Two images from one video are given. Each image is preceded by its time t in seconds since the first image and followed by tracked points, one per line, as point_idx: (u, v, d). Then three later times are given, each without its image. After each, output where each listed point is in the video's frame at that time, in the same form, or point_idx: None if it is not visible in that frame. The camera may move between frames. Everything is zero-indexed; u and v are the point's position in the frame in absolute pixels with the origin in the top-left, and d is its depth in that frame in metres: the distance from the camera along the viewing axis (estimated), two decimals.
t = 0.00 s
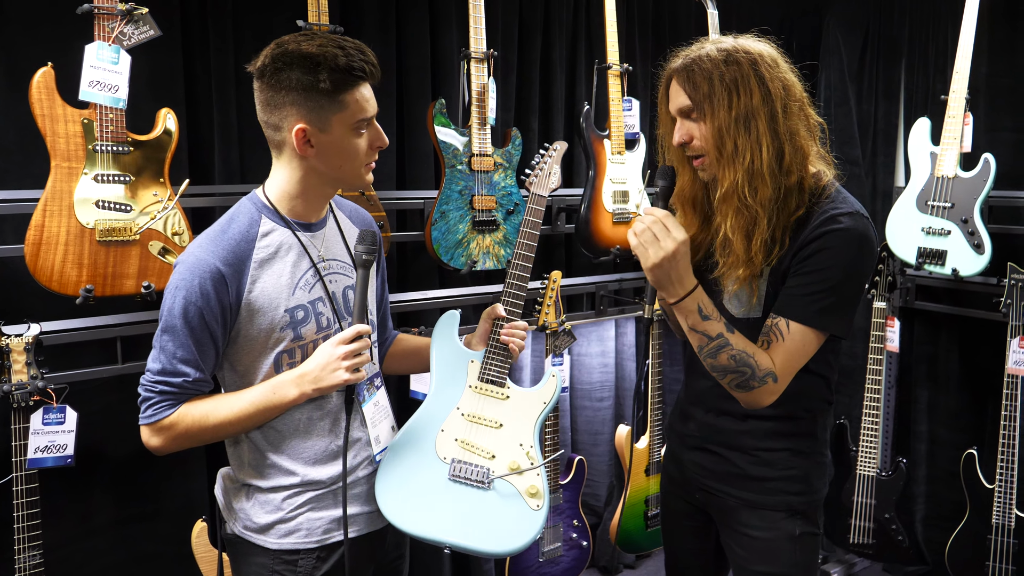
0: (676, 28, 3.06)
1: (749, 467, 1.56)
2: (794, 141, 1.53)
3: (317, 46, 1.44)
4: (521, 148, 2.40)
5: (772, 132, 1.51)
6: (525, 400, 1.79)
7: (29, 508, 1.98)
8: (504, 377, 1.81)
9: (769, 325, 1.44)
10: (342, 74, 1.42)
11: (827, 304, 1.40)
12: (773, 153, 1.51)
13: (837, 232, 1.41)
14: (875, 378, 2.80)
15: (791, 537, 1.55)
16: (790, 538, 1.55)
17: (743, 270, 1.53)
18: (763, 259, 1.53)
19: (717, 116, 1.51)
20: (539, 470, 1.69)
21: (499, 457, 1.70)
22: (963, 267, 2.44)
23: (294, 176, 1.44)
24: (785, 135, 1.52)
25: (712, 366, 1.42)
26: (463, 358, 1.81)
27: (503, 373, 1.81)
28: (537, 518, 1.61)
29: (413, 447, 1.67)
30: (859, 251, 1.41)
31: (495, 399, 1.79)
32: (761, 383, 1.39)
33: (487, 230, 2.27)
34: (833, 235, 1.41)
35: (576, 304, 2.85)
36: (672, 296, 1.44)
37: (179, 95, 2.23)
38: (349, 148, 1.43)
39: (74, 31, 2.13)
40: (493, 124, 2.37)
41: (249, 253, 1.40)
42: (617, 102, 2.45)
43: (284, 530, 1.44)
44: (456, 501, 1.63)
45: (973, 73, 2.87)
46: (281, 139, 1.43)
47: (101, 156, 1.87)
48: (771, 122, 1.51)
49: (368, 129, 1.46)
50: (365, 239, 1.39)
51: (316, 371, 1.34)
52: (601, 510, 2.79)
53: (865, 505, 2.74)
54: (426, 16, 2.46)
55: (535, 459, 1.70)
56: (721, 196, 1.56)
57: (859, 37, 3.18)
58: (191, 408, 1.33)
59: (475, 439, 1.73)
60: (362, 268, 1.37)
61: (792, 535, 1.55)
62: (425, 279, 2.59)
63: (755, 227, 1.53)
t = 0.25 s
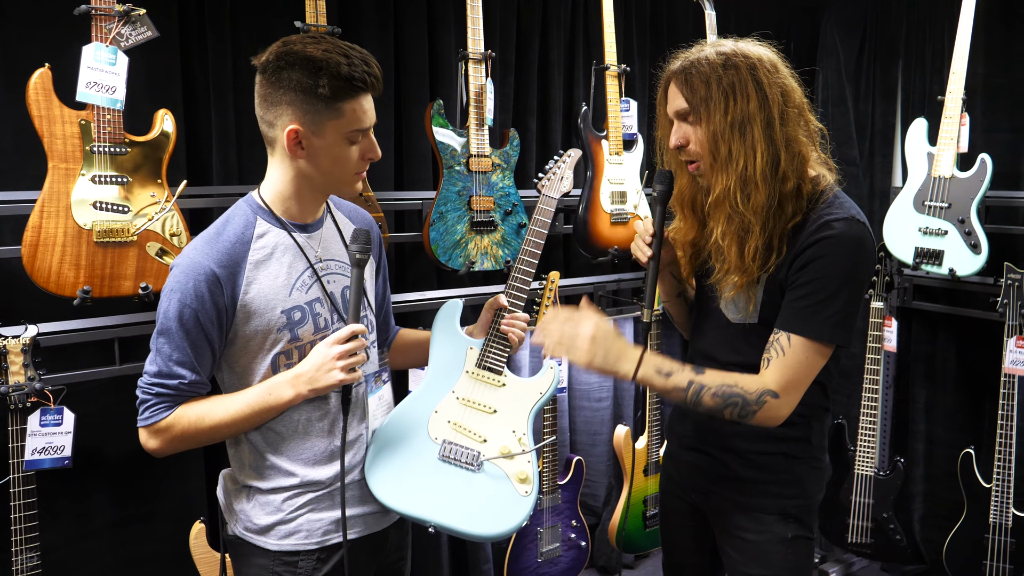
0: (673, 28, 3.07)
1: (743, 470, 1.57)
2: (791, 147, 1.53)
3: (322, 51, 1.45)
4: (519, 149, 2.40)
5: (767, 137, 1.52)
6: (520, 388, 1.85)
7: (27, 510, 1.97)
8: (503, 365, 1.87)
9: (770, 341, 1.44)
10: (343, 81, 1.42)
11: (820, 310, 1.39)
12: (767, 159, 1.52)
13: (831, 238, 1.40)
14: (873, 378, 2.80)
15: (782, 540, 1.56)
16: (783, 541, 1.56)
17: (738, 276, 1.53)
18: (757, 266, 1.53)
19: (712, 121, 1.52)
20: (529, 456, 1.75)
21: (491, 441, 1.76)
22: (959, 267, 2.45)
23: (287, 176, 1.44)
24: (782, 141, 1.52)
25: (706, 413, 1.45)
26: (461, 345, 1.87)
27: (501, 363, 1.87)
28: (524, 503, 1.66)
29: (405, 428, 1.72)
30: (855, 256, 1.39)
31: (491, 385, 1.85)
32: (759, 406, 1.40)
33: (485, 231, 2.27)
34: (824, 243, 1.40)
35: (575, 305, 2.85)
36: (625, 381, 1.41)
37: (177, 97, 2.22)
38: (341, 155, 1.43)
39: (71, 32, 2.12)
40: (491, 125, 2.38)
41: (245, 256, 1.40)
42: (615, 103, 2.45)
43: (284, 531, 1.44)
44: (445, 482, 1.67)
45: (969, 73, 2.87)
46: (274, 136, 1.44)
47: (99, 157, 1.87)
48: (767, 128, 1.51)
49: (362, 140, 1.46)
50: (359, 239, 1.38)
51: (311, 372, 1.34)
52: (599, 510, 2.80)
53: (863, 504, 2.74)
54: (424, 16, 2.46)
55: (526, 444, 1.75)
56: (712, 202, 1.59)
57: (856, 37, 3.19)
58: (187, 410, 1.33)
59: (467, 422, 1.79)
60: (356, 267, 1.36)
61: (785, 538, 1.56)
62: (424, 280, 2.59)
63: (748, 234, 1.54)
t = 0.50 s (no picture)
0: (671, 29, 3.07)
1: (731, 471, 1.59)
2: (785, 151, 1.53)
3: (337, 62, 1.45)
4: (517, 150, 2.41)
5: (760, 142, 1.52)
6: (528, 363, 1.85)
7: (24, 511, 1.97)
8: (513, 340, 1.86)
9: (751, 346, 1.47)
10: (353, 95, 1.41)
11: (802, 316, 1.40)
12: (760, 164, 1.52)
13: (817, 245, 1.41)
14: (870, 379, 2.81)
15: (770, 542, 1.56)
16: (771, 543, 1.56)
17: (730, 280, 1.55)
18: (748, 272, 1.54)
19: (704, 127, 1.53)
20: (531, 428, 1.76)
21: (494, 412, 1.77)
22: (956, 269, 2.46)
23: (285, 179, 1.44)
24: (776, 145, 1.52)
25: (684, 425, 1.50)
26: (473, 319, 1.86)
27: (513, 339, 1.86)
28: (523, 475, 1.68)
29: (412, 393, 1.74)
30: (843, 263, 1.41)
31: (499, 359, 1.85)
32: (730, 411, 1.44)
33: (483, 232, 2.27)
34: (812, 250, 1.41)
35: (573, 306, 2.86)
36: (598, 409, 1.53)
37: (175, 98, 2.22)
38: (338, 167, 1.42)
39: (69, 33, 2.12)
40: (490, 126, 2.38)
41: (242, 256, 1.40)
42: (613, 104, 2.45)
43: (278, 533, 1.44)
44: (447, 448, 1.69)
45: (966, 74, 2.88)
46: (276, 135, 1.44)
47: (97, 158, 1.87)
48: (760, 132, 1.51)
49: (363, 155, 1.45)
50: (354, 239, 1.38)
51: (307, 372, 1.34)
52: (597, 512, 2.80)
53: (860, 505, 2.75)
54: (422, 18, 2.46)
55: (529, 417, 1.77)
56: (705, 205, 1.60)
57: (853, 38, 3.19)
58: (182, 411, 1.33)
59: (472, 392, 1.79)
60: (351, 267, 1.36)
61: (773, 541, 1.57)
62: (422, 280, 2.59)
63: (740, 239, 1.55)
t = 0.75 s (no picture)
0: (669, 30, 3.07)
1: (725, 473, 1.59)
2: (781, 151, 1.54)
3: (348, 73, 1.44)
4: (515, 151, 2.41)
5: (757, 141, 1.53)
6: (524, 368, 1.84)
7: (22, 510, 1.97)
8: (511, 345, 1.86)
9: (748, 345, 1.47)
10: (365, 109, 1.41)
11: (800, 315, 1.40)
12: (757, 163, 1.53)
13: (813, 242, 1.41)
14: (869, 381, 2.81)
15: (765, 544, 1.56)
16: (765, 545, 1.56)
17: (727, 279, 1.56)
18: (744, 271, 1.54)
19: (701, 126, 1.54)
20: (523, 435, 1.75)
21: (486, 417, 1.76)
22: (954, 270, 2.45)
23: (287, 182, 1.44)
24: (772, 145, 1.53)
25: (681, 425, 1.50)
26: (470, 322, 1.86)
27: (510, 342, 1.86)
28: (512, 482, 1.68)
29: (407, 393, 1.73)
30: (841, 259, 1.41)
31: (495, 363, 1.84)
32: (729, 409, 1.44)
33: (481, 233, 2.27)
34: (809, 247, 1.41)
35: (571, 307, 2.86)
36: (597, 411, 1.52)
37: (174, 97, 2.22)
38: (344, 176, 1.43)
39: (68, 33, 2.13)
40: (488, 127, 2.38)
41: (245, 257, 1.40)
42: (611, 105, 2.45)
43: (281, 534, 1.44)
44: (437, 452, 1.69)
45: (964, 76, 2.87)
46: (281, 142, 1.43)
47: (96, 158, 1.87)
48: (757, 132, 1.52)
49: (369, 164, 1.46)
50: (359, 239, 1.40)
51: (312, 372, 1.34)
52: (595, 513, 2.80)
53: (858, 507, 2.75)
54: (421, 18, 2.46)
55: (521, 424, 1.76)
56: (702, 204, 1.60)
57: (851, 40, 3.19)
58: (188, 413, 1.33)
59: (466, 396, 1.79)
60: (356, 267, 1.37)
61: (768, 542, 1.56)
62: (420, 281, 2.59)
63: (737, 238, 1.56)
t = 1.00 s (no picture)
0: (668, 31, 3.06)
1: (724, 472, 1.59)
2: (780, 151, 1.53)
3: (350, 73, 1.44)
4: (515, 152, 2.41)
5: (756, 141, 1.52)
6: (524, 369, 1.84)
7: (22, 510, 1.97)
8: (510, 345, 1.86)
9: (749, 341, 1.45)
10: (366, 108, 1.41)
11: (801, 314, 1.39)
12: (756, 163, 1.52)
13: (813, 239, 1.41)
14: (869, 383, 2.80)
15: (765, 544, 1.56)
16: (766, 545, 1.56)
17: (726, 278, 1.55)
18: (744, 271, 1.54)
19: (700, 125, 1.53)
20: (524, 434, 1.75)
21: (487, 417, 1.76)
22: (955, 272, 2.44)
23: (288, 184, 1.43)
24: (772, 145, 1.53)
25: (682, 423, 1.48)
26: (469, 323, 1.86)
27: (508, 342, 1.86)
28: (513, 481, 1.68)
29: (407, 394, 1.73)
30: (840, 256, 1.40)
31: (494, 364, 1.84)
32: (730, 407, 1.43)
33: (480, 233, 2.27)
34: (809, 244, 1.41)
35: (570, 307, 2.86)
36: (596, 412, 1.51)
37: (173, 98, 2.22)
38: (347, 176, 1.43)
39: (67, 33, 2.13)
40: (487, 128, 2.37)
41: (248, 259, 1.39)
42: (610, 106, 2.45)
43: (285, 535, 1.44)
44: (438, 452, 1.68)
45: (965, 77, 2.86)
46: (283, 143, 1.42)
47: (95, 158, 1.87)
48: (756, 132, 1.52)
49: (371, 163, 1.46)
50: (363, 241, 1.40)
51: (316, 375, 1.35)
52: (594, 514, 2.79)
53: (858, 509, 2.74)
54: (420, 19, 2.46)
55: (522, 423, 1.76)
56: (701, 203, 1.59)
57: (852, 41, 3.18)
58: (191, 416, 1.33)
59: (465, 397, 1.79)
60: (360, 270, 1.37)
61: (769, 543, 1.56)
62: (419, 282, 2.59)
63: (736, 237, 1.55)
